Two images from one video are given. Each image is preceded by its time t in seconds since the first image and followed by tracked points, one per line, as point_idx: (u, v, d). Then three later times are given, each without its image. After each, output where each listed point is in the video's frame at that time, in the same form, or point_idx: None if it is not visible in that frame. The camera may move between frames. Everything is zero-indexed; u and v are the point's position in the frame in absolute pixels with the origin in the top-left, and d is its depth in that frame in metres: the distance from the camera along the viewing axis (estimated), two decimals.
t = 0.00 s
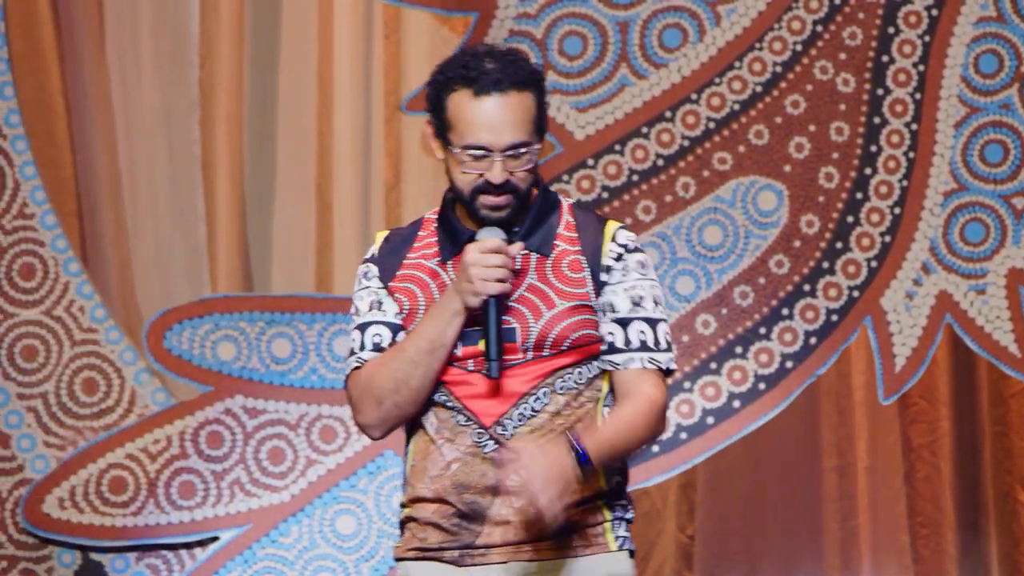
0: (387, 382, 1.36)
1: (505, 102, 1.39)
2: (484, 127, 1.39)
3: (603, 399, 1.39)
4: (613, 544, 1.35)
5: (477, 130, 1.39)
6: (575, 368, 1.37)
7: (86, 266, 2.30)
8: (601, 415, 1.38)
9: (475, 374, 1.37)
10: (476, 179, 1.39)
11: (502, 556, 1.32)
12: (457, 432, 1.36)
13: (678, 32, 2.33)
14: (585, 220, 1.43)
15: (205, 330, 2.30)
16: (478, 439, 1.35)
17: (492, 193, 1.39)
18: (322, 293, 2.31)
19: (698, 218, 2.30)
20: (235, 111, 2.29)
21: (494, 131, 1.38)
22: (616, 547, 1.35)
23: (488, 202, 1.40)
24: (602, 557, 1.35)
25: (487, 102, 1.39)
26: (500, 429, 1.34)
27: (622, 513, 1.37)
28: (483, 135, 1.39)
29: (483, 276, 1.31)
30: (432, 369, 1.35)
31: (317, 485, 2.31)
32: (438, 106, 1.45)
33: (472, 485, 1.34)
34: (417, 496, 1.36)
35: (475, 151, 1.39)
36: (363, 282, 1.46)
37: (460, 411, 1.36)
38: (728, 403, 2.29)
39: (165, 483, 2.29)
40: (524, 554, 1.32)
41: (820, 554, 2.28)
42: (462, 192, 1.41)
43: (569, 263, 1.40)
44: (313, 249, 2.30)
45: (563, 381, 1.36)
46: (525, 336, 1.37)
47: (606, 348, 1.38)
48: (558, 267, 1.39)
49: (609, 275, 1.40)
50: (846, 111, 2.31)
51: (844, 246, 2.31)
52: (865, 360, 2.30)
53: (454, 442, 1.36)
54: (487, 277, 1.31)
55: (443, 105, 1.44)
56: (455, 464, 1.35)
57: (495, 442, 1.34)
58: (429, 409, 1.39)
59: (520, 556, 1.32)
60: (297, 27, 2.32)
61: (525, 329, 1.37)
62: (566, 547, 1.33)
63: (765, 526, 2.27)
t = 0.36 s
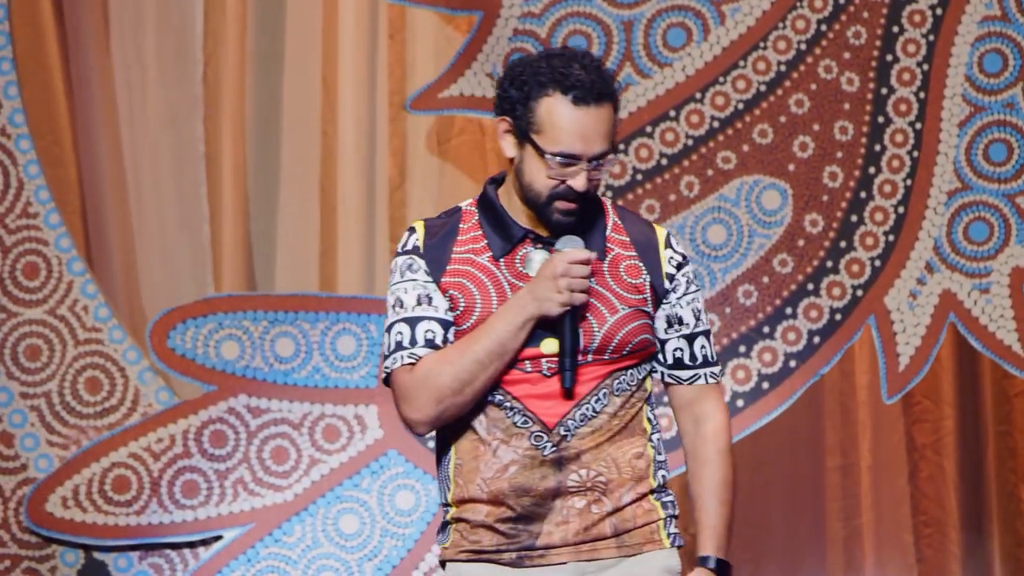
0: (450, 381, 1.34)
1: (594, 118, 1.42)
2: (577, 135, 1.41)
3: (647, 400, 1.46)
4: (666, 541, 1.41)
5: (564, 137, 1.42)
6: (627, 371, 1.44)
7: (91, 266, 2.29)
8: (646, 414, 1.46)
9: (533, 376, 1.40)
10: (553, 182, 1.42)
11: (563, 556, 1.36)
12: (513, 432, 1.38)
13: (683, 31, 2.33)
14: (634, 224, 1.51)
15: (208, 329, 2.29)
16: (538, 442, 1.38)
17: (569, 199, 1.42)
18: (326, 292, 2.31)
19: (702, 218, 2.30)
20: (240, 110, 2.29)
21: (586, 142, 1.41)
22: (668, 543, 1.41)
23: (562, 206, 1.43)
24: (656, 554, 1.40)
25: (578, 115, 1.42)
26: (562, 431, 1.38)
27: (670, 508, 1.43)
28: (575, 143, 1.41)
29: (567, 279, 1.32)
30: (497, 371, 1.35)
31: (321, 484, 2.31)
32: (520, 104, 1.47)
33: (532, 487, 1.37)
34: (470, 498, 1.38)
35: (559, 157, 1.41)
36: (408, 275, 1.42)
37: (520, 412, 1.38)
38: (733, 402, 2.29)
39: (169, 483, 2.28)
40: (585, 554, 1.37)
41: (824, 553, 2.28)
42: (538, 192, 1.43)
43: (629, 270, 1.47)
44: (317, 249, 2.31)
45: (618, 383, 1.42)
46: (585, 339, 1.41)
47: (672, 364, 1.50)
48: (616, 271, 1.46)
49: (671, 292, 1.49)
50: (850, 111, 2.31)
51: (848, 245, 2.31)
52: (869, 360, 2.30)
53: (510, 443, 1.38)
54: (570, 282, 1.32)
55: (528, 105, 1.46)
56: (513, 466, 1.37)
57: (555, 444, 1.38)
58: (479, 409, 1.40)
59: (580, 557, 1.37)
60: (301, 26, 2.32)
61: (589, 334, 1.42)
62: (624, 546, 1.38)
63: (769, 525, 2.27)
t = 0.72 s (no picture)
0: (481, 385, 1.33)
1: (623, 124, 1.43)
2: (608, 141, 1.42)
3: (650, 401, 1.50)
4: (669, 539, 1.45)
5: (595, 143, 1.42)
6: (632, 374, 1.47)
7: (64, 265, 2.28)
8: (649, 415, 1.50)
9: (554, 379, 1.41)
10: (580, 187, 1.43)
11: (580, 554, 1.39)
12: (533, 435, 1.39)
13: (655, 29, 2.32)
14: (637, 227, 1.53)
15: (180, 329, 2.29)
16: (559, 445, 1.39)
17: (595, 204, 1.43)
18: (299, 292, 2.31)
19: (674, 217, 2.30)
20: (211, 109, 2.29)
21: (616, 147, 1.42)
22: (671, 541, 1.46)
23: (586, 211, 1.43)
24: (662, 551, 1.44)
25: (609, 120, 1.43)
26: (583, 435, 1.40)
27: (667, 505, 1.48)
28: (606, 149, 1.42)
29: (600, 283, 1.35)
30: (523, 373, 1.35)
31: (292, 483, 2.31)
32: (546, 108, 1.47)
33: (553, 489, 1.38)
34: (484, 498, 1.37)
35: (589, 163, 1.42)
36: (429, 275, 1.39)
37: (540, 415, 1.39)
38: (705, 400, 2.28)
39: (141, 481, 2.28)
40: (601, 552, 1.40)
41: (796, 553, 2.28)
42: (564, 197, 1.44)
43: (637, 273, 1.49)
44: (289, 249, 2.30)
45: (629, 386, 1.45)
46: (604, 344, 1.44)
47: (673, 365, 1.54)
48: (627, 275, 1.48)
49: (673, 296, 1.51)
50: (822, 109, 2.31)
51: (820, 244, 2.31)
52: (841, 358, 2.31)
53: (529, 446, 1.38)
54: (604, 287, 1.35)
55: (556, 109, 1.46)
56: (534, 468, 1.38)
57: (577, 447, 1.39)
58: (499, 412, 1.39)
59: (595, 556, 1.39)
60: (274, 25, 2.31)
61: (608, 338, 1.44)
62: (635, 544, 1.42)
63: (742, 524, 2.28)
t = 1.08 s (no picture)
0: (448, 374, 1.30)
1: (530, 111, 1.49)
2: (520, 128, 1.47)
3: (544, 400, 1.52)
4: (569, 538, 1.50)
5: (509, 132, 1.47)
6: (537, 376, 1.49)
7: (22, 264, 2.26)
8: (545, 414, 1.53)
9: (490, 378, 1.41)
10: (497, 178, 1.46)
11: (515, 556, 1.40)
12: (474, 437, 1.38)
13: (614, 29, 2.33)
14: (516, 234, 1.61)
15: (139, 329, 2.28)
16: (498, 445, 1.39)
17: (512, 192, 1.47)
18: (258, 292, 2.31)
19: (633, 217, 2.31)
20: (170, 108, 2.29)
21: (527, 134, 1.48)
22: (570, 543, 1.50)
23: (500, 202, 1.46)
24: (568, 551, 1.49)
25: (518, 109, 1.48)
26: (517, 434, 1.41)
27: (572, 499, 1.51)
28: (519, 136, 1.47)
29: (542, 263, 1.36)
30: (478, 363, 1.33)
31: (251, 483, 2.31)
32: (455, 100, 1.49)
33: (496, 490, 1.38)
34: (428, 503, 1.35)
35: (504, 151, 1.46)
36: (378, 275, 1.35)
37: (482, 416, 1.39)
38: (664, 400, 2.29)
39: (100, 482, 2.27)
40: (530, 553, 1.42)
41: (755, 552, 2.29)
42: (479, 189, 1.46)
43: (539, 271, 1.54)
44: (248, 250, 2.30)
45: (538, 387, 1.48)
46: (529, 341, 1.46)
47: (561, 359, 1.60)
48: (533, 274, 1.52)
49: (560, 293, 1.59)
50: (781, 109, 2.31)
51: (779, 244, 2.31)
52: (800, 358, 2.30)
53: (471, 448, 1.37)
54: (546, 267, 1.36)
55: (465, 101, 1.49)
56: (479, 471, 1.37)
57: (514, 446, 1.40)
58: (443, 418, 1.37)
59: (528, 557, 1.42)
60: (233, 24, 2.31)
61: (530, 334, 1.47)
62: (553, 544, 1.46)
63: (700, 523, 2.28)
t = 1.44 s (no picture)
0: (455, 361, 1.20)
1: (452, 70, 1.39)
2: (438, 90, 1.37)
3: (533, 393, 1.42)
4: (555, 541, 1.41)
5: (433, 95, 1.37)
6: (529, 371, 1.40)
7: (27, 264, 2.26)
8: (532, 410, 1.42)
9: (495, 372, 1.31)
10: (429, 145, 1.36)
11: (525, 559, 1.32)
12: (487, 437, 1.28)
13: (619, 31, 2.33)
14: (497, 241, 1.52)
15: (144, 329, 2.28)
16: (509, 445, 1.29)
17: (442, 157, 1.36)
18: (263, 292, 2.32)
19: (638, 218, 2.31)
20: (175, 108, 2.29)
21: (447, 94, 1.37)
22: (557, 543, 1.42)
23: (439, 169, 1.36)
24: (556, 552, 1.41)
25: (445, 69, 1.39)
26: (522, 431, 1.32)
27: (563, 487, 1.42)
28: (437, 97, 1.37)
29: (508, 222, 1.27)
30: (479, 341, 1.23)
31: (256, 484, 2.31)
32: (392, 81, 1.44)
33: (511, 491, 1.29)
34: (446, 506, 1.25)
35: (422, 115, 1.37)
36: (388, 275, 1.24)
37: (493, 415, 1.29)
38: (669, 402, 2.30)
39: (106, 482, 2.27)
40: (536, 554, 1.34)
41: (760, 552, 2.29)
42: (412, 160, 1.37)
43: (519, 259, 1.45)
44: (253, 251, 2.30)
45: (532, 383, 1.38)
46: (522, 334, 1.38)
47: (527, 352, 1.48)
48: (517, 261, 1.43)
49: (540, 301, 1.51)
50: (786, 110, 2.32)
51: (784, 244, 2.31)
52: (805, 359, 2.31)
53: (485, 449, 1.28)
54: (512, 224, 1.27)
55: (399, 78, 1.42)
56: (495, 472, 1.28)
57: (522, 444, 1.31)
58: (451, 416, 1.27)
59: (535, 559, 1.34)
60: (237, 24, 2.32)
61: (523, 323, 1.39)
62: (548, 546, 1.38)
63: (706, 524, 2.29)
